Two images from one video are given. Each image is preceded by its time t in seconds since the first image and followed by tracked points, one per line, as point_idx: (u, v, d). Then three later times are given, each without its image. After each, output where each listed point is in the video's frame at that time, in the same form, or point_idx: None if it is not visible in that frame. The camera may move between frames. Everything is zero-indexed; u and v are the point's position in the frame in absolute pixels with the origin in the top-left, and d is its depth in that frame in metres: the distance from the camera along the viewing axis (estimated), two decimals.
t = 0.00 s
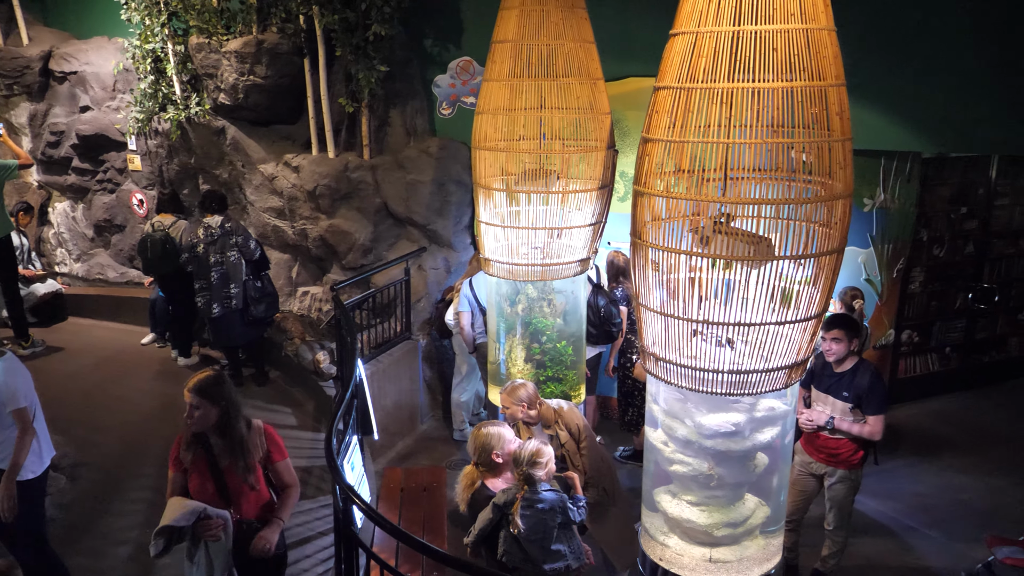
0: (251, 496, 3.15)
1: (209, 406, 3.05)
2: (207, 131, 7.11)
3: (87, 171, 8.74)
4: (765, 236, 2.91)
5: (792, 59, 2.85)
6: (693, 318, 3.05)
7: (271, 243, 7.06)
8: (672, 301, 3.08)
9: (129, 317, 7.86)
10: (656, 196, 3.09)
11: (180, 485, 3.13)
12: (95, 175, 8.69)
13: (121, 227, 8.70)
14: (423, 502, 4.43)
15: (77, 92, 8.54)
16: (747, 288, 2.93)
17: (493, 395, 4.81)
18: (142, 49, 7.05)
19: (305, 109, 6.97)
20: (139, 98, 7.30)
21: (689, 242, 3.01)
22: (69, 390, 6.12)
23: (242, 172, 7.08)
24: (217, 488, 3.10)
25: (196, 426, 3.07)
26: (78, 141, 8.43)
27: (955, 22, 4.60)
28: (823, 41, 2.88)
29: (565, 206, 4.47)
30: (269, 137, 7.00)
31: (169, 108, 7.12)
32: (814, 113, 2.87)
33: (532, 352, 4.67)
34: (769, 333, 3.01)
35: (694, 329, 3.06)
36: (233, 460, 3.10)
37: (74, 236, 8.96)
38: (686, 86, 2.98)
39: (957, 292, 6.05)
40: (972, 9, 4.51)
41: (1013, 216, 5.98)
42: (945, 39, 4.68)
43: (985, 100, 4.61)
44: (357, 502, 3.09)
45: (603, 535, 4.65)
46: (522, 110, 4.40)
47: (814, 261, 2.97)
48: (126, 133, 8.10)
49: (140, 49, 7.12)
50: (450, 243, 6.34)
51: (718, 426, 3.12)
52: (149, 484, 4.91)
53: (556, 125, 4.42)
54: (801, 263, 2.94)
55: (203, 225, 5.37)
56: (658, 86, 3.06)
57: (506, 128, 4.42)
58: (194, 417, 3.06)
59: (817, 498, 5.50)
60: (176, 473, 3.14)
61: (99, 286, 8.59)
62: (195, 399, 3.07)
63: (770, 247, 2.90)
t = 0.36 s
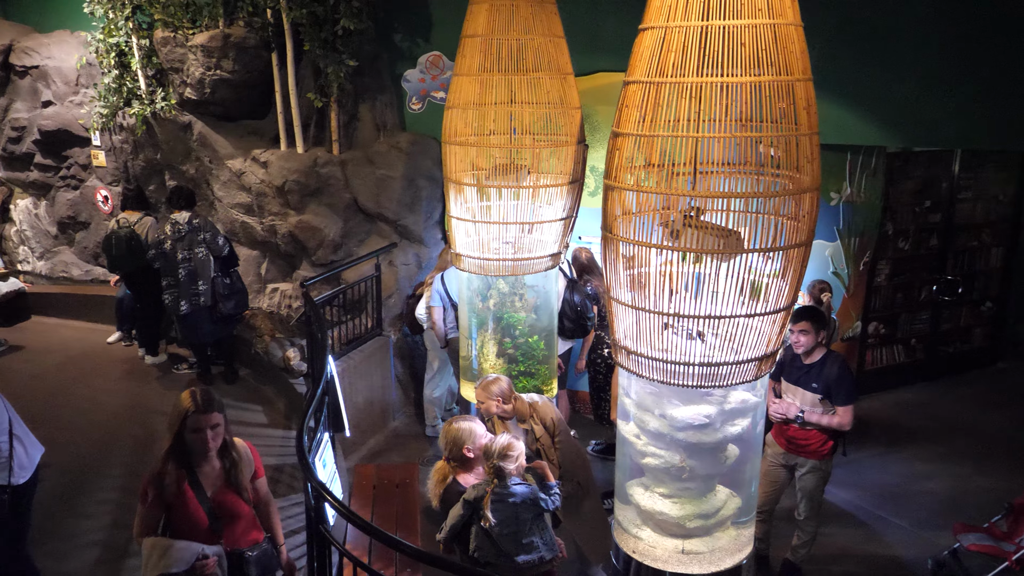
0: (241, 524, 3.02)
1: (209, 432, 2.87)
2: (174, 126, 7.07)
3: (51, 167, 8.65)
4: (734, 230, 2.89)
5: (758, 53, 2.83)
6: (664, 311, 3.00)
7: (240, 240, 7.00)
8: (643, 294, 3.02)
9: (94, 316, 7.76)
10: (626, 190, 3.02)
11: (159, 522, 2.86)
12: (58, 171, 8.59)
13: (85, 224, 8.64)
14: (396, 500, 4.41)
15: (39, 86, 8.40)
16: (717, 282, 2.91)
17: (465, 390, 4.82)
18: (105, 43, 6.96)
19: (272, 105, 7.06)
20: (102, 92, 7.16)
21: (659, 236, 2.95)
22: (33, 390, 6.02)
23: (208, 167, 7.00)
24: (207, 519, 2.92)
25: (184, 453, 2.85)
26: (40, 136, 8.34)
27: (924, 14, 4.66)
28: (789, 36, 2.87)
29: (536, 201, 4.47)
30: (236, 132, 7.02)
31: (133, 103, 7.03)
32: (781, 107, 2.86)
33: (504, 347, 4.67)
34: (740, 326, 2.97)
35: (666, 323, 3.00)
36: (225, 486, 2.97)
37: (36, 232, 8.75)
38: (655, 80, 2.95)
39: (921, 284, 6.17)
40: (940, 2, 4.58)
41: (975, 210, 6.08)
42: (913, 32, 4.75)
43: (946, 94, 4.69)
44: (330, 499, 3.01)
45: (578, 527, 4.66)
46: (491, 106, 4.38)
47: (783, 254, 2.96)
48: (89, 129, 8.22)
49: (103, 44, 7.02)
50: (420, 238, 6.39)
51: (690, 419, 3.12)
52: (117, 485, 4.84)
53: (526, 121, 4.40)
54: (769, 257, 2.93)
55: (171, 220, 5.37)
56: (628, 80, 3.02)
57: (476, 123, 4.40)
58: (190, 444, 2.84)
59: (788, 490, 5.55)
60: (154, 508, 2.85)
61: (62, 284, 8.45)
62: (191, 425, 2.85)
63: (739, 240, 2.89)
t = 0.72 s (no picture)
0: (246, 567, 2.94)
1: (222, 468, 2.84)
2: (138, 125, 7.07)
3: (12, 165, 8.61)
4: (701, 227, 2.89)
5: (724, 52, 2.84)
6: (632, 308, 2.99)
7: (207, 240, 6.94)
8: (612, 292, 3.01)
9: (58, 317, 7.67)
10: (594, 187, 3.02)
11: (163, 565, 2.77)
12: (20, 169, 8.57)
13: (47, 223, 8.58)
14: (365, 497, 4.42)
15: None
16: (684, 279, 2.93)
17: (436, 388, 4.77)
18: (68, 40, 6.94)
19: (239, 104, 6.97)
20: (64, 90, 7.11)
21: (626, 233, 2.95)
22: None
23: (174, 166, 6.96)
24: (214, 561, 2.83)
25: (194, 490, 2.80)
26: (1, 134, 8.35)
27: (892, 16, 4.75)
28: (753, 35, 2.91)
29: (505, 198, 4.47)
30: (202, 131, 6.98)
31: (97, 101, 6.99)
32: (746, 105, 2.87)
33: (474, 345, 4.67)
34: (707, 322, 2.98)
35: (633, 320, 3.01)
36: (232, 526, 2.93)
37: None
38: (622, 78, 2.95)
39: (885, 280, 6.24)
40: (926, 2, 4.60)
41: (937, 205, 6.20)
42: (891, 33, 4.79)
43: (928, 92, 4.71)
44: (300, 502, 2.94)
45: (548, 524, 4.72)
46: (460, 103, 4.37)
47: (748, 250, 2.98)
48: (51, 127, 8.19)
49: (65, 41, 7.00)
50: (389, 236, 6.43)
51: (659, 415, 3.11)
52: (82, 487, 4.79)
53: (494, 118, 4.41)
54: (735, 253, 2.94)
55: (138, 220, 5.51)
56: (595, 79, 3.03)
57: (445, 120, 4.40)
58: (203, 480, 2.80)
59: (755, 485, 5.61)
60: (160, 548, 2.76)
61: (24, 284, 8.33)
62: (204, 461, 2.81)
63: (706, 237, 2.89)
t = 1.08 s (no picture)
0: None
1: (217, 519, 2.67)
2: (100, 127, 6.98)
3: None
4: (666, 229, 2.90)
5: (687, 56, 2.85)
6: (598, 310, 2.99)
7: (171, 245, 6.86)
8: (577, 294, 3.01)
9: (17, 324, 7.54)
10: (561, 190, 3.00)
11: None
12: None
13: (7, 228, 8.44)
14: (334, 502, 4.42)
15: None
16: (649, 281, 2.92)
17: (403, 391, 4.82)
18: (27, 42, 6.83)
19: (203, 106, 6.95)
20: (23, 93, 7.02)
21: (592, 236, 2.94)
22: None
23: (137, 170, 6.88)
24: None
25: (189, 542, 2.64)
26: None
27: (851, 19, 4.84)
28: (716, 40, 2.92)
29: (471, 201, 4.49)
30: (165, 134, 6.92)
31: (57, 103, 6.92)
32: (710, 109, 2.89)
33: (442, 349, 4.68)
34: (672, 323, 2.99)
35: (599, 322, 3.00)
36: None
37: None
38: (587, 83, 2.95)
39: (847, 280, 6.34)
40: (893, 7, 4.66)
41: (896, 206, 6.33)
42: (849, 38, 4.89)
43: (890, 93, 4.78)
44: (265, 506, 3.02)
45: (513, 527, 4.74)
46: (426, 107, 4.38)
47: (712, 253, 2.99)
48: (10, 131, 8.07)
49: (24, 43, 6.89)
50: (355, 240, 6.43)
51: (627, 416, 3.10)
52: (43, 496, 4.72)
53: (460, 122, 4.42)
54: (700, 254, 2.95)
55: (105, 222, 5.50)
56: (560, 82, 3.02)
57: (410, 123, 4.39)
58: (196, 532, 2.63)
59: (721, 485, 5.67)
60: None
61: None
62: (197, 513, 2.63)
63: (672, 240, 2.89)
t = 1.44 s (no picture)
0: None
1: None
2: (59, 135, 6.95)
3: None
4: (631, 234, 2.91)
5: (649, 62, 2.87)
6: (565, 316, 2.99)
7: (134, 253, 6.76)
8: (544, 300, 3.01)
9: None
10: (527, 197, 3.01)
11: None
12: None
13: None
14: (301, 511, 4.40)
15: None
16: (616, 286, 2.92)
17: (370, 399, 4.83)
18: None
19: (165, 112, 6.87)
20: None
21: (560, 242, 2.95)
22: None
23: (97, 177, 6.85)
24: None
25: None
26: None
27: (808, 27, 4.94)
28: (678, 45, 2.93)
29: (437, 208, 4.47)
30: (126, 141, 6.85)
31: (14, 110, 6.79)
32: (674, 114, 2.90)
33: (408, 355, 4.68)
34: (639, 327, 3.00)
35: (566, 327, 3.00)
36: None
37: None
38: (552, 89, 2.95)
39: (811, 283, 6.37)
40: (848, 16, 4.77)
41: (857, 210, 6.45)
42: (807, 45, 4.98)
43: (849, 99, 4.87)
44: (231, 519, 2.94)
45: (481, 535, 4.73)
46: (392, 113, 4.37)
47: (678, 257, 3.00)
48: None
49: None
50: (321, 247, 6.42)
51: (595, 421, 3.10)
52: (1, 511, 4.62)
53: (426, 128, 4.41)
54: (666, 258, 2.95)
55: (78, 228, 5.55)
56: (525, 89, 3.02)
57: (375, 130, 4.39)
58: None
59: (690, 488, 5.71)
60: None
61: None
62: None
63: (637, 245, 2.90)
